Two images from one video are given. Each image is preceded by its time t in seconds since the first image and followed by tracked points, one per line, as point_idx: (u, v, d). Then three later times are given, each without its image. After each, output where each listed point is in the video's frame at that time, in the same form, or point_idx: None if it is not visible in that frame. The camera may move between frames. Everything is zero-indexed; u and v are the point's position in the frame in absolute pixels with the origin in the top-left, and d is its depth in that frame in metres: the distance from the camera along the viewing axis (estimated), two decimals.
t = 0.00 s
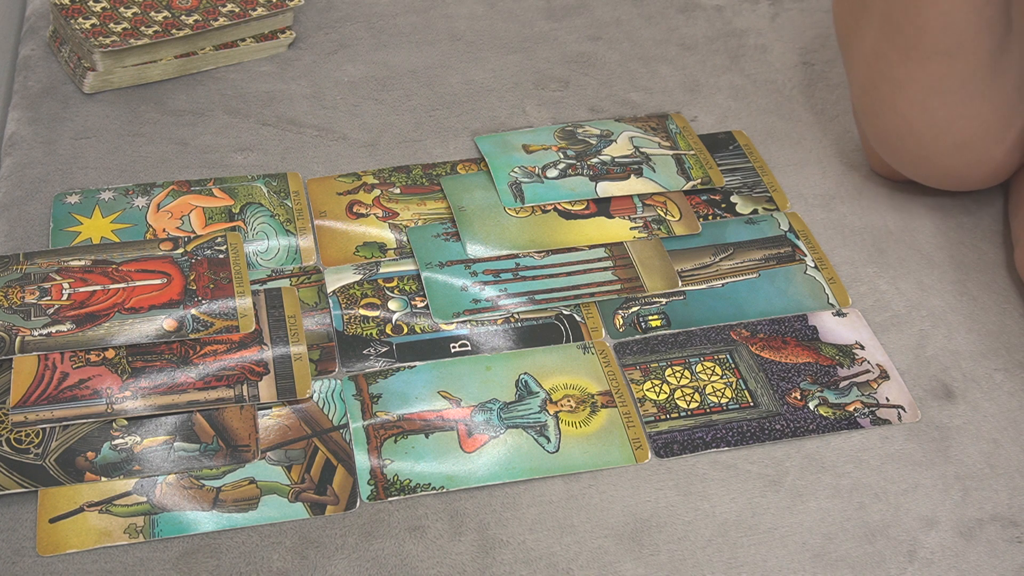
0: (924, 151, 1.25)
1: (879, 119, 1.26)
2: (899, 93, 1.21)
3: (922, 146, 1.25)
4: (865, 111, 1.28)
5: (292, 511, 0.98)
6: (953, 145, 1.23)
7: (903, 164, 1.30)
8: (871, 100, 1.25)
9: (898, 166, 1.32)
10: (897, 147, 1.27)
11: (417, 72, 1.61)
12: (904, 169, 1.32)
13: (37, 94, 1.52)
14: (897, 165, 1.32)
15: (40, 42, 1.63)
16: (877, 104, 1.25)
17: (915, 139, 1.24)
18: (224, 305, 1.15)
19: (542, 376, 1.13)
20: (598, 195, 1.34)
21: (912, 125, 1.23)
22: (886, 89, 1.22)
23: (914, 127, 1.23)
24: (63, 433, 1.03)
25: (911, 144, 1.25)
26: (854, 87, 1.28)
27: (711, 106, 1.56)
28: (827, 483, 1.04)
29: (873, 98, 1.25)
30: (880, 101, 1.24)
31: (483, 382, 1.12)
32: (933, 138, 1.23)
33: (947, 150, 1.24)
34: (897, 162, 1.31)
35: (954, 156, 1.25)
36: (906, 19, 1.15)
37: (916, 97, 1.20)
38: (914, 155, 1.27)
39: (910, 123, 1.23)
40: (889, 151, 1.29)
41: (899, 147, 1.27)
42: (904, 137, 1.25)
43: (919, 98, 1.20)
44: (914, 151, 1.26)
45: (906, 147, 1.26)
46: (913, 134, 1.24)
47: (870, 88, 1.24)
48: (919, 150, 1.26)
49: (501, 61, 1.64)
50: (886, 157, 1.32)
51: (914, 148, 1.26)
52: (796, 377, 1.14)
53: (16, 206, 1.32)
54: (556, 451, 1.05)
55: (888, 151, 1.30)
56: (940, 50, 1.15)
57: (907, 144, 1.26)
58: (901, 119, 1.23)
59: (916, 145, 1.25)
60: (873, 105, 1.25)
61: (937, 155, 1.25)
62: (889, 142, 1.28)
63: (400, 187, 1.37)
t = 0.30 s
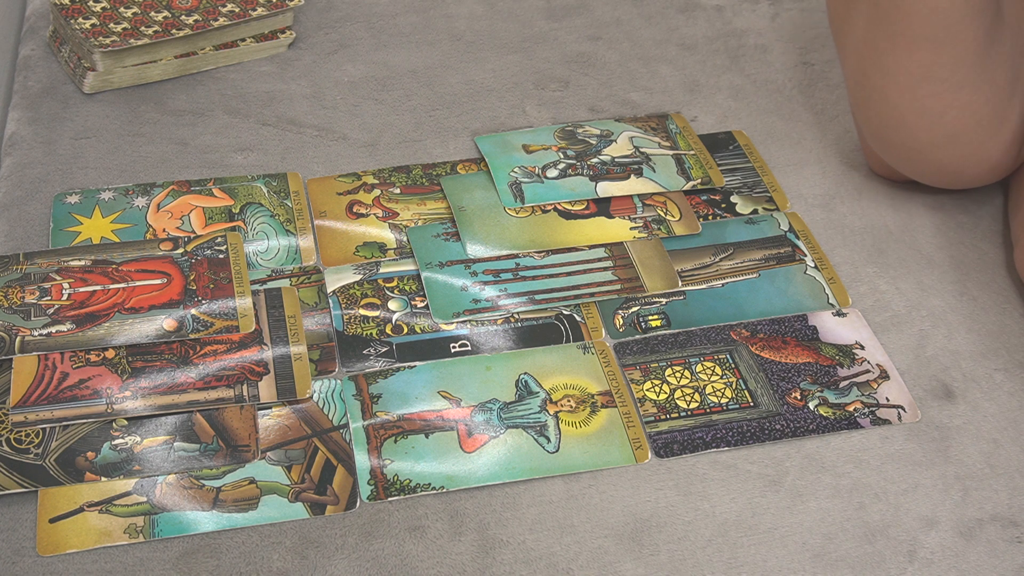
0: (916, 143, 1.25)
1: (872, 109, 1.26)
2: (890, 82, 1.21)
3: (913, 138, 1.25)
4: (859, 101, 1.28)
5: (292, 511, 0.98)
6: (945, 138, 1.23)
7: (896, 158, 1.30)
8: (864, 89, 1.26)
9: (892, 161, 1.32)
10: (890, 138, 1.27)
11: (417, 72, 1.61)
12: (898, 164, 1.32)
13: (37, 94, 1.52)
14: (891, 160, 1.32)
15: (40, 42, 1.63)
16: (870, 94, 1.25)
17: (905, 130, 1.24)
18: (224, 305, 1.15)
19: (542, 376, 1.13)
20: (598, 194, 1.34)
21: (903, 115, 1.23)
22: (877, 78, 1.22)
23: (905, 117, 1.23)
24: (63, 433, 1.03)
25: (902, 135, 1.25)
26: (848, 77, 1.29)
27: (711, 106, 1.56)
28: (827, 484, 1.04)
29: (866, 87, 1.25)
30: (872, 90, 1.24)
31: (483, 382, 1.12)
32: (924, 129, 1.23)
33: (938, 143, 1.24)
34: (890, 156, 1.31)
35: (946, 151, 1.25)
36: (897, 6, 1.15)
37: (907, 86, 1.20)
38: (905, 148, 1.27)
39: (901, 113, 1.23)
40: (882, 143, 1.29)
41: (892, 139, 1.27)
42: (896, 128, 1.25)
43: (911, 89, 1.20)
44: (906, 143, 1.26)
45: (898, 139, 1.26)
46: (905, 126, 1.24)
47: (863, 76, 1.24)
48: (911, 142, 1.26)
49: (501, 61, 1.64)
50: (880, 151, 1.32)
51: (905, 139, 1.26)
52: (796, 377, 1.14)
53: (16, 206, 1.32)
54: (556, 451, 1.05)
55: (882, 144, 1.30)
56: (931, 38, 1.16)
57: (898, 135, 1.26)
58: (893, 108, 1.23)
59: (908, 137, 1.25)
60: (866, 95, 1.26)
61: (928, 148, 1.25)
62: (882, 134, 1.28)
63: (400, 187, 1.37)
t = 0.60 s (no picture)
0: (914, 139, 1.26)
1: (870, 105, 1.26)
2: (886, 79, 1.21)
3: (911, 134, 1.25)
4: (857, 98, 1.28)
5: (292, 511, 0.99)
6: (943, 134, 1.24)
7: (895, 155, 1.31)
8: (861, 86, 1.26)
9: (891, 158, 1.32)
10: (888, 134, 1.28)
11: (417, 72, 1.61)
12: (897, 161, 1.32)
13: (37, 94, 1.52)
14: (889, 157, 1.32)
15: (40, 42, 1.63)
16: (867, 91, 1.25)
17: (904, 126, 1.25)
18: (224, 305, 1.15)
19: (542, 376, 1.13)
20: (598, 194, 1.34)
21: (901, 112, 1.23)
22: (874, 76, 1.23)
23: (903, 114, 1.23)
24: (63, 433, 1.03)
25: (900, 131, 1.26)
26: (845, 75, 1.29)
27: (711, 106, 1.56)
28: (827, 484, 1.04)
29: (863, 84, 1.25)
30: (869, 88, 1.24)
31: (483, 382, 1.12)
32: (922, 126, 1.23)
33: (937, 139, 1.24)
34: (889, 153, 1.31)
35: (944, 146, 1.25)
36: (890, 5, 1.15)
37: (904, 83, 1.20)
38: (904, 144, 1.27)
39: (899, 109, 1.23)
40: (880, 139, 1.30)
41: (890, 135, 1.28)
42: (894, 124, 1.25)
43: (908, 87, 1.21)
44: (904, 139, 1.27)
45: (897, 135, 1.27)
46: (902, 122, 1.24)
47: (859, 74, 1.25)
48: (909, 138, 1.26)
49: (501, 62, 1.64)
50: (879, 148, 1.32)
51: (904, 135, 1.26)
52: (796, 377, 1.14)
53: (16, 206, 1.32)
54: (556, 451, 1.05)
55: (881, 140, 1.30)
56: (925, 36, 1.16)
57: (897, 131, 1.26)
58: (890, 105, 1.23)
59: (907, 133, 1.25)
60: (863, 92, 1.26)
61: (927, 143, 1.26)
62: (880, 130, 1.28)
63: (400, 187, 1.37)
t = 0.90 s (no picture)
0: (909, 139, 1.26)
1: (865, 105, 1.26)
2: (881, 79, 1.21)
3: (907, 134, 1.25)
4: (852, 98, 1.28)
5: (292, 511, 0.99)
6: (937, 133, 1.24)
7: (891, 154, 1.31)
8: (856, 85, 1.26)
9: (887, 158, 1.32)
10: (883, 134, 1.28)
11: (417, 72, 1.61)
12: (893, 161, 1.32)
13: (37, 94, 1.52)
14: (885, 157, 1.32)
15: (40, 42, 1.63)
16: (862, 90, 1.25)
17: (899, 126, 1.25)
18: (224, 305, 1.15)
19: (542, 376, 1.13)
20: (598, 194, 1.34)
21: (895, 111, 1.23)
22: (869, 76, 1.22)
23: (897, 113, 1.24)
24: (63, 433, 1.03)
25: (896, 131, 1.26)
26: (840, 76, 1.29)
27: (711, 106, 1.56)
28: (826, 484, 1.04)
29: (857, 84, 1.25)
30: (864, 88, 1.24)
31: (483, 382, 1.12)
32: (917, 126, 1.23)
33: (932, 138, 1.24)
34: (885, 153, 1.31)
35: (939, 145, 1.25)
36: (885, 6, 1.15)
37: (898, 83, 1.20)
38: (901, 144, 1.27)
39: (894, 110, 1.23)
40: (877, 140, 1.30)
41: (885, 135, 1.27)
42: (889, 124, 1.25)
43: (903, 87, 1.21)
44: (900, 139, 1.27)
45: (892, 135, 1.27)
46: (898, 123, 1.24)
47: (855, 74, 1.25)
48: (904, 138, 1.26)
49: (501, 62, 1.64)
50: (875, 148, 1.32)
51: (900, 135, 1.26)
52: (796, 377, 1.14)
53: (16, 206, 1.32)
54: (556, 451, 1.05)
55: (876, 140, 1.30)
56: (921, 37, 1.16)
57: (892, 132, 1.26)
58: (885, 105, 1.23)
59: (901, 134, 1.25)
60: (858, 92, 1.26)
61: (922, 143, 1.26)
62: (875, 130, 1.28)
63: (400, 187, 1.37)
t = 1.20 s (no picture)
0: (909, 138, 1.26)
1: (864, 103, 1.26)
2: (880, 77, 1.21)
3: (907, 132, 1.25)
4: (851, 97, 1.28)
5: (292, 511, 0.98)
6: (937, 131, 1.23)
7: (890, 153, 1.30)
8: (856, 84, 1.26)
9: (887, 157, 1.32)
10: (883, 133, 1.28)
11: (417, 72, 1.61)
12: (892, 160, 1.32)
13: (37, 94, 1.52)
14: (885, 156, 1.32)
15: (40, 42, 1.63)
16: (861, 89, 1.25)
17: (899, 124, 1.25)
18: (224, 305, 1.15)
19: (542, 376, 1.13)
20: (598, 194, 1.34)
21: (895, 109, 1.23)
22: (868, 74, 1.22)
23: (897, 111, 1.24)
24: (63, 433, 1.03)
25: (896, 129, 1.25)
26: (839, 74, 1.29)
27: (711, 106, 1.56)
28: (827, 484, 1.04)
29: (857, 82, 1.25)
30: (863, 86, 1.24)
31: (483, 382, 1.12)
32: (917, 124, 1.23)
33: (932, 136, 1.24)
34: (884, 151, 1.31)
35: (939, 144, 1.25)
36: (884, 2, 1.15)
37: (898, 80, 1.20)
38: (901, 142, 1.27)
39: (894, 108, 1.23)
40: (876, 138, 1.30)
41: (885, 133, 1.27)
42: (888, 122, 1.25)
43: (903, 84, 1.20)
44: (899, 137, 1.27)
45: (891, 134, 1.27)
46: (897, 120, 1.24)
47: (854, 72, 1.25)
48: (904, 136, 1.26)
49: (501, 62, 1.64)
50: (874, 146, 1.32)
51: (900, 134, 1.26)
52: (796, 377, 1.14)
53: (16, 206, 1.32)
54: (556, 451, 1.05)
55: (875, 138, 1.30)
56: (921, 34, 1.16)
57: (891, 130, 1.26)
58: (884, 102, 1.23)
59: (901, 132, 1.25)
60: (858, 90, 1.26)
61: (921, 142, 1.25)
62: (875, 129, 1.28)
63: (400, 187, 1.37)
